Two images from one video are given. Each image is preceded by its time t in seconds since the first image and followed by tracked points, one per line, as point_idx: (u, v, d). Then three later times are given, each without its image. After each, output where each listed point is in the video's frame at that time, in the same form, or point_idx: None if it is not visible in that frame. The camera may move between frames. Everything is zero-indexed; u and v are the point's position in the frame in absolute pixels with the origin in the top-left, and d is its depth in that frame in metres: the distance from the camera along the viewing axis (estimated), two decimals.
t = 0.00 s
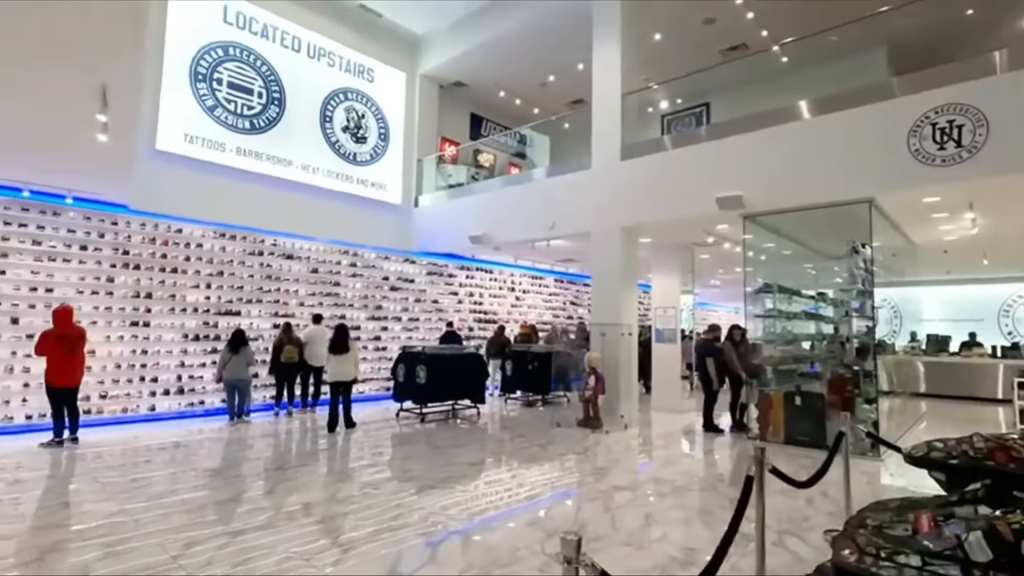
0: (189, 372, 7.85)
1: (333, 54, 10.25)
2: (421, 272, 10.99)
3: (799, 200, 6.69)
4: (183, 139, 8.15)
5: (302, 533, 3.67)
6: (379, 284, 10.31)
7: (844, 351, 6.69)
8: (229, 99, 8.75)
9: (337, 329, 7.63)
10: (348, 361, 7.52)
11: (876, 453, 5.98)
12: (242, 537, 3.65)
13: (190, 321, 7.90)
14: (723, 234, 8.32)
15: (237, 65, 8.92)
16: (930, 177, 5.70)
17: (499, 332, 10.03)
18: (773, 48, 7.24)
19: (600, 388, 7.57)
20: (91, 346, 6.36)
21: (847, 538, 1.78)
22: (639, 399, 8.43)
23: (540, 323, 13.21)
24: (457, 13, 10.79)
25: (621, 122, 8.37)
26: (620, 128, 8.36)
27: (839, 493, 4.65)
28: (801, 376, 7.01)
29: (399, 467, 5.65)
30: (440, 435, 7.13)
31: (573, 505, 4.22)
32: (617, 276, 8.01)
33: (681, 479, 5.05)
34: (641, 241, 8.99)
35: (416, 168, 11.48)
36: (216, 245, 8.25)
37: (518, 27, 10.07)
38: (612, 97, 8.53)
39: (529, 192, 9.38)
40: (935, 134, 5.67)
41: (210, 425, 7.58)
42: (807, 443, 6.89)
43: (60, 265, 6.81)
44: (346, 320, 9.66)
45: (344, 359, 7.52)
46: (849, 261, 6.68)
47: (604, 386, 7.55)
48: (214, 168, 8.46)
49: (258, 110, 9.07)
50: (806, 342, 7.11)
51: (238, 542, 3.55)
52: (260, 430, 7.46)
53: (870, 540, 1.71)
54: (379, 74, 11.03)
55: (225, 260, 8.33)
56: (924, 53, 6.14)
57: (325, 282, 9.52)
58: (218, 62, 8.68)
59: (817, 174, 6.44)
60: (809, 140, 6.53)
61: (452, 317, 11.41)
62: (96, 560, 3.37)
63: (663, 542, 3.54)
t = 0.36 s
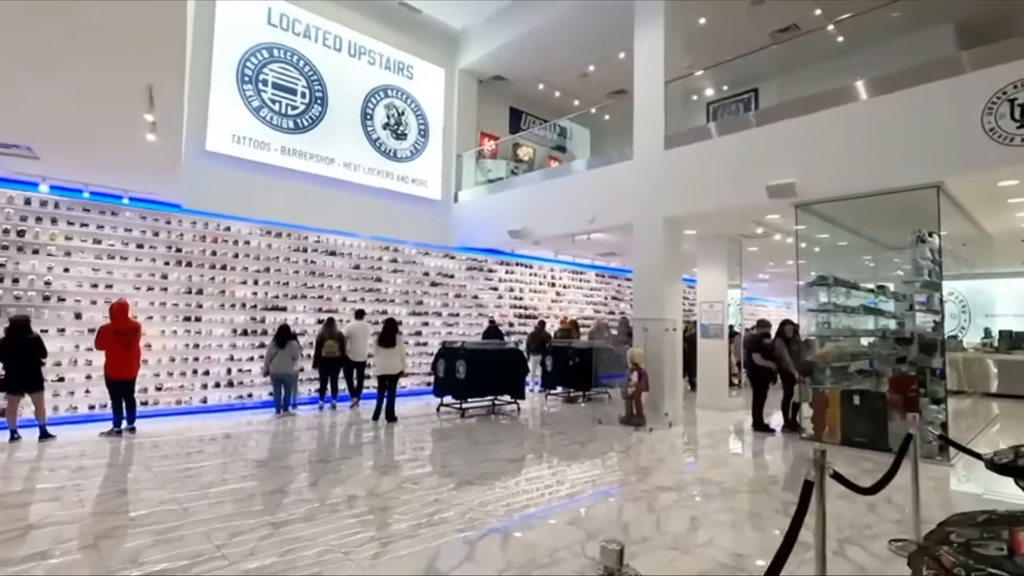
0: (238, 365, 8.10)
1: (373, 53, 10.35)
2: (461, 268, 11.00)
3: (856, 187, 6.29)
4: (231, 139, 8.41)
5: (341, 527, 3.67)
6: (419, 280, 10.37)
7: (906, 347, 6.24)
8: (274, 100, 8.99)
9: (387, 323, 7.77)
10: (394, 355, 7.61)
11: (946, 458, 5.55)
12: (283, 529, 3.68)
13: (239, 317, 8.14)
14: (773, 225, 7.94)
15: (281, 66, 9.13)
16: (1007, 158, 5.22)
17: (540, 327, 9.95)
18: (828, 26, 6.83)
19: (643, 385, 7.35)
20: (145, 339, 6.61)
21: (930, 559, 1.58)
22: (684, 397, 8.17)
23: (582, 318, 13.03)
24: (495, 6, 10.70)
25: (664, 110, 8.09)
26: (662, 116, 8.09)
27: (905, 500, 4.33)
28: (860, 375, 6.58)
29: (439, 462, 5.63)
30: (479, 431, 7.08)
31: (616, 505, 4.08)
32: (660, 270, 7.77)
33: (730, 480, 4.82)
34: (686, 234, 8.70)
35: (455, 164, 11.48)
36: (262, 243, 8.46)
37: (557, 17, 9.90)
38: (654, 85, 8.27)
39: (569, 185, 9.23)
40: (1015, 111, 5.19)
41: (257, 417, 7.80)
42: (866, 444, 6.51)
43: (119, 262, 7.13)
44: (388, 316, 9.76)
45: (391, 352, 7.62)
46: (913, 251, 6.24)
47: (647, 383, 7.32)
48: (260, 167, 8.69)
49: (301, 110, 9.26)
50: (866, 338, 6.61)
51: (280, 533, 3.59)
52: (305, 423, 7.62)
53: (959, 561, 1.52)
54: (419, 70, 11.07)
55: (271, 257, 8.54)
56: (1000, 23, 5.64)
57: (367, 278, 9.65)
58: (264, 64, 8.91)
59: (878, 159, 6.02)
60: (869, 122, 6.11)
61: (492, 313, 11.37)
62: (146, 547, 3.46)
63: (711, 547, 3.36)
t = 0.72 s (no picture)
0: (275, 360, 8.21)
1: (404, 48, 10.33)
2: (493, 263, 10.92)
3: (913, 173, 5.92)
4: (266, 137, 8.52)
5: (374, 524, 3.62)
6: (452, 275, 10.34)
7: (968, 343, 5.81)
8: (307, 97, 9.07)
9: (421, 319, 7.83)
10: (429, 350, 7.69)
11: (1015, 462, 5.19)
12: (316, 525, 3.65)
13: (275, 312, 8.24)
14: (819, 214, 7.57)
15: (314, 64, 9.20)
16: None
17: (574, 323, 9.80)
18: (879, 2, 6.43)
19: (682, 381, 7.13)
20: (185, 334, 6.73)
21: None
22: (724, 394, 7.88)
23: (616, 314, 12.78)
24: None
25: (702, 99, 7.80)
26: (699, 104, 7.81)
27: (971, 507, 4.02)
28: (915, 373, 6.23)
29: (472, 459, 5.55)
30: (513, 427, 6.99)
31: (656, 506, 3.91)
32: (699, 262, 7.50)
33: (777, 481, 4.58)
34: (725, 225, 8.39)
35: (486, 158, 11.38)
36: (297, 239, 8.54)
37: (589, 6, 9.67)
38: (691, 72, 7.98)
39: (602, 177, 9.02)
40: None
41: (293, 412, 7.87)
42: (923, 446, 6.09)
43: (160, 259, 7.31)
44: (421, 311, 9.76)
45: (423, 348, 7.69)
46: (976, 240, 5.82)
47: (685, 379, 7.06)
48: (294, 164, 8.77)
49: (334, 107, 9.32)
50: (920, 334, 6.25)
51: (313, 529, 3.56)
52: (340, 417, 7.66)
53: None
54: (449, 64, 11.00)
55: (306, 253, 8.62)
56: None
57: (400, 273, 9.66)
58: (297, 62, 8.99)
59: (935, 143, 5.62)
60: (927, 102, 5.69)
61: (525, 308, 11.27)
62: (182, 540, 3.48)
63: (760, 553, 3.17)
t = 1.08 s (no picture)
0: (309, 356, 8.24)
1: (435, 40, 10.21)
2: (526, 257, 10.74)
3: (973, 155, 5.48)
4: (299, 133, 8.52)
5: (407, 528, 3.49)
6: (484, 270, 10.21)
7: None
8: (338, 93, 9.04)
9: (453, 313, 7.84)
10: (459, 342, 7.67)
11: None
12: (348, 528, 3.55)
13: (309, 308, 8.27)
14: (873, 202, 7.13)
15: (345, 58, 9.16)
16: None
17: (609, 317, 9.58)
18: None
19: (725, 378, 6.82)
20: (225, 330, 6.76)
21: None
22: (769, 392, 7.52)
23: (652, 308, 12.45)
24: None
25: (744, 83, 7.43)
26: (741, 89, 7.44)
27: None
28: (982, 370, 5.79)
29: (506, 458, 5.39)
30: (547, 425, 6.82)
31: (705, 513, 3.67)
32: (742, 254, 7.15)
33: (834, 487, 4.28)
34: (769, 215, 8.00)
35: (518, 151, 11.18)
36: (330, 235, 8.54)
37: None
38: (732, 55, 7.61)
39: (638, 167, 8.72)
40: None
41: (327, 407, 7.89)
42: (993, 450, 5.60)
43: (197, 256, 7.39)
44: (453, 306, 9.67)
45: (453, 342, 7.66)
46: None
47: (730, 377, 6.79)
48: (326, 160, 8.76)
49: (365, 101, 9.27)
50: (985, 329, 5.78)
51: (345, 533, 3.46)
52: (373, 413, 7.63)
53: None
54: (480, 56, 10.83)
55: (339, 248, 8.61)
56: None
57: (432, 268, 9.59)
58: (328, 57, 8.97)
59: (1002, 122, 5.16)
60: (988, 77, 5.24)
61: (558, 303, 11.06)
62: (213, 543, 3.42)
63: (823, 568, 2.91)
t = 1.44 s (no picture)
0: (323, 354, 8.12)
1: (449, 33, 10.02)
2: (542, 253, 10.51)
3: None
4: (313, 128, 8.40)
5: (421, 536, 3.29)
6: (500, 266, 10.01)
7: None
8: (352, 86, 8.90)
9: (468, 310, 7.68)
10: (473, 339, 7.51)
11: None
12: (358, 536, 3.36)
13: (322, 305, 8.15)
14: (909, 193, 6.76)
15: (358, 51, 9.01)
16: None
17: (628, 315, 9.32)
18: None
19: (752, 378, 6.52)
20: (248, 329, 6.68)
21: None
22: (797, 392, 7.20)
23: (671, 306, 12.14)
24: None
25: (770, 71, 7.12)
26: (767, 76, 7.12)
27: None
28: None
29: (524, 460, 5.17)
30: (565, 425, 6.61)
31: (739, 523, 3.42)
32: (768, 248, 6.84)
33: (877, 495, 3.99)
34: (797, 208, 7.67)
35: (534, 144, 10.95)
36: (343, 230, 8.41)
37: None
38: (757, 41, 7.29)
39: (659, 159, 8.43)
40: None
41: (340, 406, 7.75)
42: None
43: (210, 252, 7.31)
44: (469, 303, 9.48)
45: (467, 339, 7.49)
46: None
47: (757, 375, 6.51)
48: (339, 155, 8.63)
49: (379, 95, 9.12)
50: None
51: (356, 541, 3.27)
52: (387, 412, 7.47)
53: None
54: (495, 48, 10.61)
55: (352, 245, 8.47)
56: None
57: (447, 265, 9.41)
58: (341, 50, 8.83)
59: None
60: None
61: (576, 300, 10.82)
62: (218, 550, 3.26)
63: None
